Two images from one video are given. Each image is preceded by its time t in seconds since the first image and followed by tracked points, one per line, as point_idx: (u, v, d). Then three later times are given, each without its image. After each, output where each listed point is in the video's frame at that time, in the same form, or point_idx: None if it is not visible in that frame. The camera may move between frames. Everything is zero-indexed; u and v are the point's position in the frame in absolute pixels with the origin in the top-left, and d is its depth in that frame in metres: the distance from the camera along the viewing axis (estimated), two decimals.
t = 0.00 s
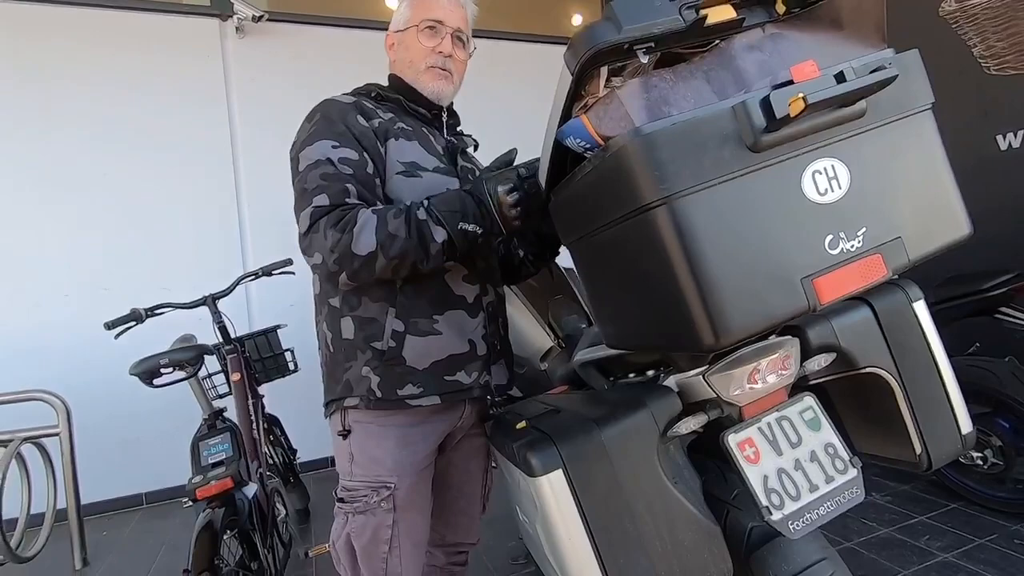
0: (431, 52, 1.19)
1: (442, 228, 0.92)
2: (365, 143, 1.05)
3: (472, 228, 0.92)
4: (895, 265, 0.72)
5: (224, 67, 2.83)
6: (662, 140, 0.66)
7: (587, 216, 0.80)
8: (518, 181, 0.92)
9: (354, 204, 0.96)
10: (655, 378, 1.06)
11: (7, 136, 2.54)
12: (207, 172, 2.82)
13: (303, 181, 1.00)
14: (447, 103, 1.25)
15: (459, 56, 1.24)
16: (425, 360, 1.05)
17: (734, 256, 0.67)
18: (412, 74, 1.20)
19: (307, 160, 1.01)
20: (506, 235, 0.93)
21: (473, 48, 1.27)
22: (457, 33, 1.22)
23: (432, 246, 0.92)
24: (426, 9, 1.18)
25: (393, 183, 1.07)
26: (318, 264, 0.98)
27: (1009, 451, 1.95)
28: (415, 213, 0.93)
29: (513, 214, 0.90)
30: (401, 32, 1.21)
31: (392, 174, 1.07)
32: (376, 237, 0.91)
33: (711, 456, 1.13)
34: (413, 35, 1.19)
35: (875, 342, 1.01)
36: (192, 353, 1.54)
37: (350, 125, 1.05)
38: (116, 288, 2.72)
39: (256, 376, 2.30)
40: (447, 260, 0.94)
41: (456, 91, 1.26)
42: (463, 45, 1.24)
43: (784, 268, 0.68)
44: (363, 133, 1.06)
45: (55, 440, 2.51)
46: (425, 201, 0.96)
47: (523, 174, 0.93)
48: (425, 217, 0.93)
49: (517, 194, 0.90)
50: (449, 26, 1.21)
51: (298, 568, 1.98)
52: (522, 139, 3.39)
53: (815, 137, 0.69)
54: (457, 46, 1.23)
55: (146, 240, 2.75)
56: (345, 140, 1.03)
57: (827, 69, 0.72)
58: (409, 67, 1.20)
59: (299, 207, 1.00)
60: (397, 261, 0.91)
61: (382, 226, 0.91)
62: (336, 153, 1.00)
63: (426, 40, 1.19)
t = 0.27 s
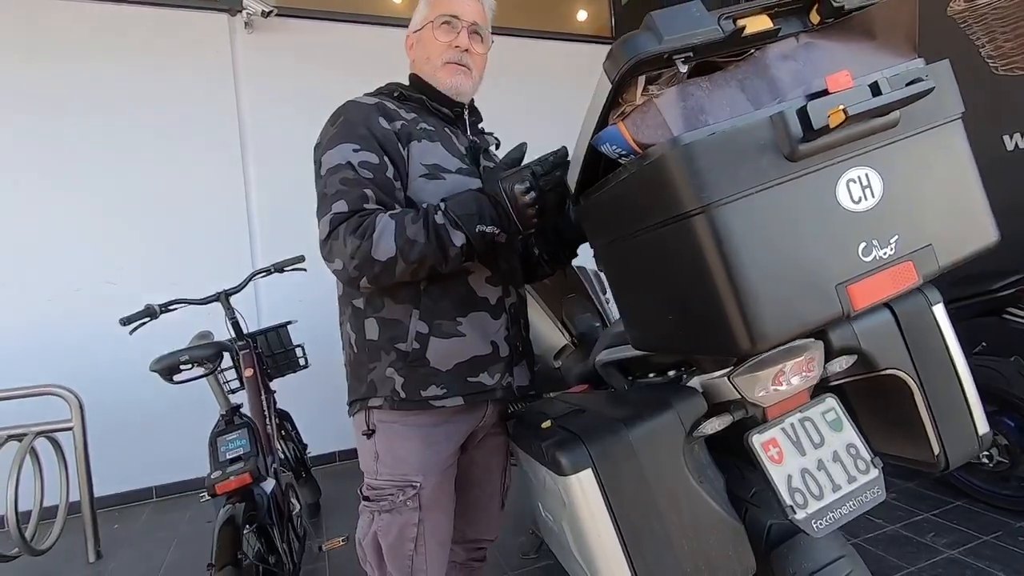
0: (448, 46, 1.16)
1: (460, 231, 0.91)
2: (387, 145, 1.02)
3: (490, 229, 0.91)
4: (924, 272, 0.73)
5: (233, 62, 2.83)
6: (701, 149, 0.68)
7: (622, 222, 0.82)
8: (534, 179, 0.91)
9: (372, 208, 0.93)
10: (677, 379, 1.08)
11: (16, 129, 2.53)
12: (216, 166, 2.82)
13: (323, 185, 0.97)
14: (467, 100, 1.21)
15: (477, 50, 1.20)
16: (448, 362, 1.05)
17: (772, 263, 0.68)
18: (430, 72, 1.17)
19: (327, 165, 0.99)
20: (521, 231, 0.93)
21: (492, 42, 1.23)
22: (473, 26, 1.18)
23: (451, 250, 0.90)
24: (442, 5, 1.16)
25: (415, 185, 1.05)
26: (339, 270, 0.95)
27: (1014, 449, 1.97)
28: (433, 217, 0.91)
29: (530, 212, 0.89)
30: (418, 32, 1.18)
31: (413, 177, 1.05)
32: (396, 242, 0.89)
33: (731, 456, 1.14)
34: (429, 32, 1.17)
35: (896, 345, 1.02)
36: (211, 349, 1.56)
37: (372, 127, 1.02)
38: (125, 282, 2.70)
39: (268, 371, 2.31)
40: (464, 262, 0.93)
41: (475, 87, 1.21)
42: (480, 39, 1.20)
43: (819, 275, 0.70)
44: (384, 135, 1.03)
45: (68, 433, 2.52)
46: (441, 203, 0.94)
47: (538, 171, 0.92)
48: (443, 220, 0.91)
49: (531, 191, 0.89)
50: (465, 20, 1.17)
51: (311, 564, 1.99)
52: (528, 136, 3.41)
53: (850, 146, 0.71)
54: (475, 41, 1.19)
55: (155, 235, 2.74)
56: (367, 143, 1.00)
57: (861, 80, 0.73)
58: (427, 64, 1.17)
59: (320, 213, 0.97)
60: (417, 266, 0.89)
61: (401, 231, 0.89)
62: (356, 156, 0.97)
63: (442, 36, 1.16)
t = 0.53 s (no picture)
0: (480, 46, 1.16)
1: (505, 232, 0.92)
2: (426, 143, 1.02)
3: (532, 232, 0.93)
4: (965, 267, 0.76)
5: (240, 59, 2.82)
6: (758, 148, 0.70)
7: (670, 219, 0.84)
8: (575, 186, 0.94)
9: (418, 205, 0.93)
10: (710, 374, 1.10)
11: (22, 124, 2.52)
12: (223, 163, 2.81)
13: (365, 181, 0.97)
14: (497, 98, 1.22)
15: (508, 49, 1.20)
16: (484, 357, 1.04)
17: (825, 258, 0.71)
18: (461, 70, 1.18)
19: (369, 160, 0.99)
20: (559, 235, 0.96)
21: (524, 41, 1.23)
22: (505, 26, 1.19)
23: (495, 249, 0.91)
24: (475, 4, 1.16)
25: (452, 181, 1.04)
26: (382, 266, 0.96)
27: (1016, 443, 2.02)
28: (479, 216, 0.92)
29: (570, 218, 0.93)
30: (450, 31, 1.19)
31: (451, 173, 1.04)
32: (444, 240, 0.89)
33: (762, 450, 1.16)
34: (461, 31, 1.17)
35: (920, 340, 1.05)
36: (234, 346, 1.58)
37: (411, 124, 1.02)
38: (132, 282, 2.69)
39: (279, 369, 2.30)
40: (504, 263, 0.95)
41: (506, 85, 1.22)
42: (512, 38, 1.21)
43: (869, 270, 0.72)
44: (423, 132, 1.03)
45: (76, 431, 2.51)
46: (485, 202, 0.95)
47: (579, 178, 0.95)
48: (488, 220, 0.92)
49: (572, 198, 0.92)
50: (497, 19, 1.17)
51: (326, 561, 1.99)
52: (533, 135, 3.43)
53: (898, 145, 0.73)
54: (506, 39, 1.20)
55: (162, 232, 2.73)
56: (407, 140, 0.99)
57: (906, 81, 0.76)
58: (458, 63, 1.18)
59: (362, 208, 0.97)
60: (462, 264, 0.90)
61: (449, 229, 0.89)
62: (398, 153, 0.97)
63: (473, 35, 1.16)
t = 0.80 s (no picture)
0: (513, 47, 1.19)
1: (550, 220, 0.93)
2: (467, 139, 1.04)
3: (576, 219, 0.95)
4: (997, 259, 0.81)
5: (242, 57, 2.82)
6: (809, 147, 0.73)
7: (713, 215, 0.87)
8: (615, 173, 0.96)
9: (465, 197, 0.95)
10: (739, 365, 1.13)
11: (24, 123, 2.49)
12: (227, 162, 2.80)
13: (411, 175, 0.98)
14: (529, 99, 1.25)
15: (540, 50, 1.23)
16: (523, 350, 1.05)
17: (871, 252, 0.74)
18: (493, 70, 1.21)
19: (413, 155, 1.00)
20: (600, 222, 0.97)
21: (554, 44, 1.26)
22: (537, 27, 1.22)
23: (541, 238, 0.93)
24: (507, 6, 1.20)
25: (492, 177, 1.07)
26: (430, 257, 0.97)
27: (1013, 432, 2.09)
28: (524, 205, 0.94)
29: (611, 203, 0.94)
30: (483, 31, 1.22)
31: (491, 169, 1.07)
32: (492, 230, 0.90)
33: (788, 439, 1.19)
34: (495, 32, 1.20)
35: (937, 330, 1.08)
36: (256, 344, 1.60)
37: (452, 121, 1.04)
38: (136, 282, 2.67)
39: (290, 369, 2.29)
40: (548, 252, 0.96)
41: (536, 86, 1.25)
42: (544, 39, 1.24)
43: (911, 262, 0.76)
44: (465, 129, 1.04)
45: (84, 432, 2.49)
46: (528, 194, 0.96)
47: (619, 165, 0.97)
48: (533, 209, 0.94)
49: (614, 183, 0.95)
50: (530, 20, 1.20)
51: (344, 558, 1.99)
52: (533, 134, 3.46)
53: (937, 144, 0.78)
54: (538, 41, 1.23)
55: (166, 231, 2.72)
56: (450, 136, 1.01)
57: (943, 82, 0.80)
58: (491, 63, 1.21)
59: (409, 202, 0.99)
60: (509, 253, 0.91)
61: (496, 219, 0.91)
62: (442, 148, 0.99)
63: (507, 35, 1.19)
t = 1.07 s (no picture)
0: (527, 46, 1.22)
1: (581, 198, 0.98)
2: (491, 131, 1.08)
3: (605, 196, 1.00)
4: (999, 244, 0.86)
5: (236, 57, 2.81)
6: (828, 138, 0.77)
7: (732, 206, 0.91)
8: (639, 151, 1.02)
9: (498, 183, 0.99)
10: (749, 351, 1.17)
11: (16, 124, 2.46)
12: (222, 162, 2.79)
13: (442, 166, 1.02)
14: (541, 97, 1.29)
15: (553, 50, 1.26)
16: (544, 339, 1.09)
17: (885, 238, 0.79)
18: (507, 68, 1.24)
19: (442, 146, 1.03)
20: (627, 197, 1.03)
21: (566, 44, 1.30)
22: (551, 27, 1.25)
23: (574, 216, 0.98)
24: (522, 6, 1.23)
25: (515, 168, 1.10)
26: (470, 244, 0.99)
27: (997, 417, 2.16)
28: (556, 185, 0.98)
29: (637, 178, 1.00)
30: (498, 29, 1.25)
31: (514, 160, 1.10)
32: (528, 211, 0.95)
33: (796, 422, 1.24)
34: (510, 31, 1.23)
35: (937, 315, 1.12)
36: (266, 342, 1.63)
37: (476, 114, 1.08)
38: (131, 283, 2.65)
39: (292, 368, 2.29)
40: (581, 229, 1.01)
41: (548, 84, 1.29)
42: (557, 39, 1.27)
43: (922, 248, 0.80)
44: (489, 121, 1.09)
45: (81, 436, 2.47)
46: (557, 176, 1.01)
47: (642, 142, 1.03)
48: (564, 189, 0.99)
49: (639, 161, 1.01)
50: (544, 20, 1.24)
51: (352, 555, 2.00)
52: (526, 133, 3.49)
53: (943, 137, 0.82)
54: (552, 40, 1.26)
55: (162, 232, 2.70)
56: (476, 127, 1.05)
57: (945, 77, 0.85)
58: (505, 61, 1.24)
59: (439, 190, 1.02)
60: (546, 233, 0.96)
61: (531, 200, 0.96)
62: (471, 138, 1.03)
63: (521, 35, 1.22)
